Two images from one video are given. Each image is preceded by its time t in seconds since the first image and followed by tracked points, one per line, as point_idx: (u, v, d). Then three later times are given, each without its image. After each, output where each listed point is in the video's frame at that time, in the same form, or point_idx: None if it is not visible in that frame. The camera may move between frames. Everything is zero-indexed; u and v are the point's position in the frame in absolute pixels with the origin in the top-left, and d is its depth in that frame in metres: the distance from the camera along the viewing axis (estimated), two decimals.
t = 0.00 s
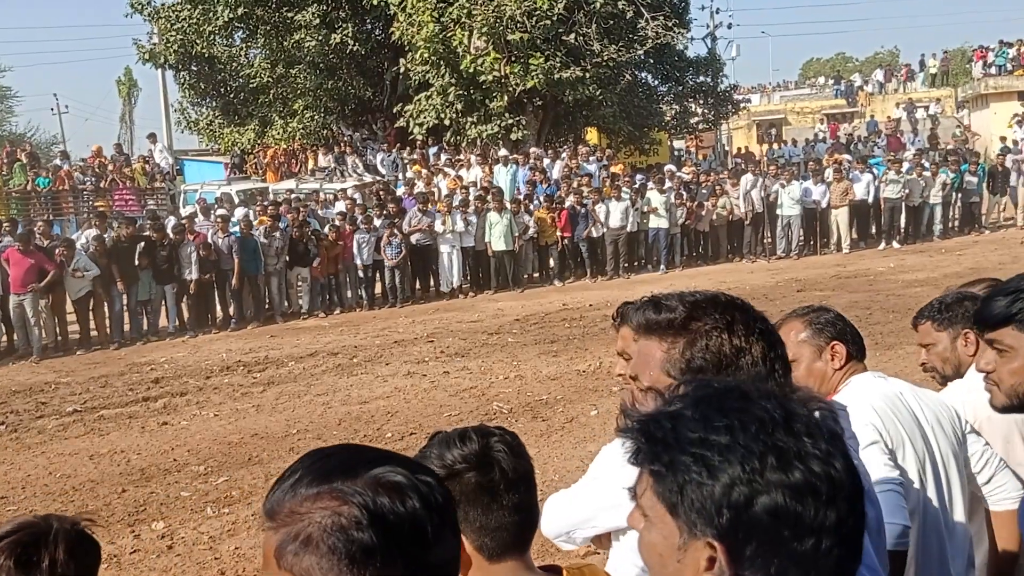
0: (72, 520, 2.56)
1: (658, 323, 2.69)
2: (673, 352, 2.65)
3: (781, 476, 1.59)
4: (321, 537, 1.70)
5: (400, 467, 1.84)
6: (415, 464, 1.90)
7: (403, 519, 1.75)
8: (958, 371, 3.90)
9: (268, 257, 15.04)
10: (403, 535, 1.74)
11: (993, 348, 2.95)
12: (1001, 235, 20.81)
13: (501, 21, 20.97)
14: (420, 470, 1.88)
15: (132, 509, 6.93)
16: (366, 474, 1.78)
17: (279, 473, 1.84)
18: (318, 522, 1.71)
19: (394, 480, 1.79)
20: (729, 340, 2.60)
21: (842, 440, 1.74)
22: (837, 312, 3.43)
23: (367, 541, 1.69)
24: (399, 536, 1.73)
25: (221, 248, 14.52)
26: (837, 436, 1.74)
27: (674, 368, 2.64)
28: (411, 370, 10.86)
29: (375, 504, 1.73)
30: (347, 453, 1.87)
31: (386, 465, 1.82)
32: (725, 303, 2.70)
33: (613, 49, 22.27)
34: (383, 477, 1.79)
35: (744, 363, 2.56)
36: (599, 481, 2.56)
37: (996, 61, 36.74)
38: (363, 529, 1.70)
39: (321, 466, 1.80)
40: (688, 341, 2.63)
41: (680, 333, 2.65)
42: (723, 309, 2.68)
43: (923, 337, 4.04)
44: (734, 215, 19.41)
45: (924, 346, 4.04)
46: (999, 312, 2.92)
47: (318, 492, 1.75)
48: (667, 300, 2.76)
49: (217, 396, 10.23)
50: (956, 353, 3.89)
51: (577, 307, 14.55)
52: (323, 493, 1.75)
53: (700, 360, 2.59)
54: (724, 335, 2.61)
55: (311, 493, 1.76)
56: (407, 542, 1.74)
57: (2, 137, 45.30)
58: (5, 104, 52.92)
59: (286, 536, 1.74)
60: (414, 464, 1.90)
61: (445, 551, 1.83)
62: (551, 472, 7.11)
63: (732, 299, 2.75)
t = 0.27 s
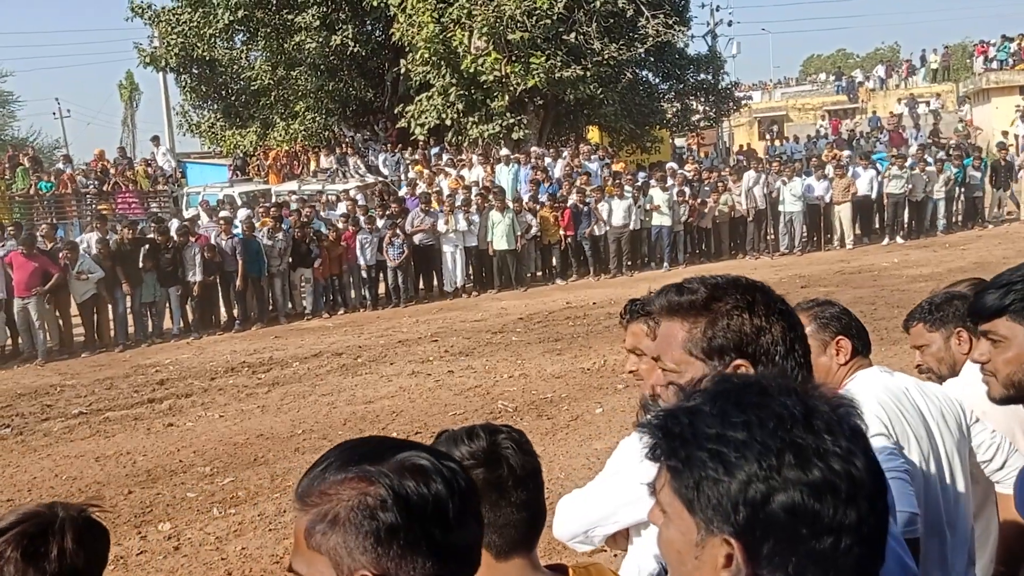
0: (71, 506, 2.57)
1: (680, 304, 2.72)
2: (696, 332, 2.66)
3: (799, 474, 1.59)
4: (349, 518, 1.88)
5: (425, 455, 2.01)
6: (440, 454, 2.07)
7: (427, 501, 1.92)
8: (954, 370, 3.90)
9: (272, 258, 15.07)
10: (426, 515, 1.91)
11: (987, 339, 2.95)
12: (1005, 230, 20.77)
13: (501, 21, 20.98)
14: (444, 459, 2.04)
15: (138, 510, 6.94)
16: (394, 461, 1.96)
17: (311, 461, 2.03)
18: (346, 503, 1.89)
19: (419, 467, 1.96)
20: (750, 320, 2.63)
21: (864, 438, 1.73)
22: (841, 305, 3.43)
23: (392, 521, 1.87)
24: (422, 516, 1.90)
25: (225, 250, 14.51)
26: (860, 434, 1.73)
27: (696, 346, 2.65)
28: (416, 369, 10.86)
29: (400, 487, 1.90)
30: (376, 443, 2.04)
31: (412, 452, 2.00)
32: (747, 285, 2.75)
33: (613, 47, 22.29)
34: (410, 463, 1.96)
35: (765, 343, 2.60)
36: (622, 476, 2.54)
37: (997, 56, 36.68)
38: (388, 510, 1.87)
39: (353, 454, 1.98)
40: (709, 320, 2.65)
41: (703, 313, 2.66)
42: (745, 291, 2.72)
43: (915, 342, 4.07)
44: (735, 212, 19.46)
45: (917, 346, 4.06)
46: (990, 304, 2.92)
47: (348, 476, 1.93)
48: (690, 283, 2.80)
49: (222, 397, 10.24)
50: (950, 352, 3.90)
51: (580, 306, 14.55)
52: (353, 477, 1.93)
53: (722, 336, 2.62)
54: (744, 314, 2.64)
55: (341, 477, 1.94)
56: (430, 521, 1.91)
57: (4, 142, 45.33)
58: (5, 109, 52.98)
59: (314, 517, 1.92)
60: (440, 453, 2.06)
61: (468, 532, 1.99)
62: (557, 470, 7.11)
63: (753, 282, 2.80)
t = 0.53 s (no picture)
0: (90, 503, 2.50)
1: (698, 294, 2.73)
2: (709, 321, 2.66)
3: (832, 474, 1.57)
4: (368, 515, 1.86)
5: (436, 451, 2.02)
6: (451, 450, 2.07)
7: (446, 493, 1.92)
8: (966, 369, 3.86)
9: (279, 260, 15.09)
10: (444, 506, 1.91)
11: (979, 327, 3.18)
12: (1015, 227, 20.65)
13: (506, 22, 20.99)
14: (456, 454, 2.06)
15: (148, 514, 6.94)
16: (407, 457, 1.96)
17: (320, 461, 2.01)
18: (364, 501, 1.87)
19: (435, 461, 1.97)
20: (759, 309, 2.61)
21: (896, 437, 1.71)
22: (853, 302, 3.39)
23: (413, 515, 1.86)
24: (443, 507, 1.91)
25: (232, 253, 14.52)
26: (890, 432, 1.71)
27: (710, 335, 2.63)
28: (423, 371, 10.86)
29: (417, 482, 1.90)
30: (384, 439, 2.04)
31: (424, 449, 2.00)
32: (758, 274, 2.73)
33: (618, 46, 22.27)
34: (424, 459, 1.97)
35: (776, 332, 2.57)
36: (644, 478, 2.50)
37: (1005, 52, 36.51)
38: (409, 503, 1.87)
39: (363, 452, 1.97)
40: (721, 309, 2.65)
41: (715, 302, 2.68)
42: (755, 280, 2.71)
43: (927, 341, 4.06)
44: (743, 211, 19.39)
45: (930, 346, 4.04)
46: (981, 294, 3.16)
47: (364, 474, 1.92)
48: (707, 273, 2.81)
49: (231, 400, 10.25)
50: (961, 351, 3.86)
51: (588, 306, 14.52)
52: (368, 474, 1.91)
53: (731, 325, 2.60)
54: (754, 303, 2.62)
55: (355, 474, 1.92)
56: (449, 514, 1.92)
57: (11, 147, 45.51)
58: (12, 114, 53.13)
59: (330, 516, 1.90)
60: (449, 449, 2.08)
61: (484, 524, 2.01)
62: (566, 471, 7.09)
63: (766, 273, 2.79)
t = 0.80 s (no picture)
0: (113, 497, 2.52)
1: (716, 289, 2.76)
2: (726, 315, 2.67)
3: (910, 465, 1.55)
4: (386, 514, 1.86)
5: (450, 450, 2.01)
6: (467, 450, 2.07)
7: (462, 494, 1.93)
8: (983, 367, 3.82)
9: (294, 260, 15.16)
10: (462, 505, 1.92)
11: (972, 317, 3.19)
12: None
13: (519, 21, 21.00)
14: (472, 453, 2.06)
15: (164, 511, 6.99)
16: (421, 456, 1.95)
17: (332, 459, 2.01)
18: (382, 501, 1.87)
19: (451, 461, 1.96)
20: (774, 304, 2.61)
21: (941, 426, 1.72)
22: (877, 297, 3.38)
23: (431, 514, 1.86)
24: (461, 507, 1.91)
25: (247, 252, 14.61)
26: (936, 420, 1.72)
27: (730, 329, 2.64)
28: (436, 371, 10.87)
29: (434, 481, 1.90)
30: (398, 437, 2.03)
31: (439, 449, 1.99)
32: (771, 269, 2.73)
33: (631, 46, 22.23)
34: (439, 458, 1.96)
35: (790, 324, 2.57)
36: (659, 478, 2.48)
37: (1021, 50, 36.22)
38: (427, 503, 1.87)
39: (376, 451, 1.96)
40: (738, 304, 2.66)
41: (732, 297, 2.69)
42: (771, 273, 2.71)
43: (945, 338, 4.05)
44: (758, 211, 19.31)
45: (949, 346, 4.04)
46: (973, 286, 3.18)
47: (378, 472, 1.91)
48: (725, 269, 2.83)
49: (245, 399, 10.29)
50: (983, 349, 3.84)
51: (601, 306, 14.50)
52: (384, 474, 1.91)
53: (747, 319, 2.61)
54: (769, 298, 2.63)
55: (370, 473, 1.92)
56: (465, 513, 1.92)
57: (27, 148, 45.85)
58: (29, 116, 53.59)
59: (344, 516, 1.90)
60: (463, 448, 2.07)
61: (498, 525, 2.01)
62: (579, 471, 7.08)
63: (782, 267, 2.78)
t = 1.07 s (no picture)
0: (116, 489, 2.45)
1: (729, 283, 2.74)
2: (738, 309, 2.66)
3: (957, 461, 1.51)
4: (382, 531, 1.68)
5: (445, 459, 1.86)
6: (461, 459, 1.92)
7: (461, 507, 1.79)
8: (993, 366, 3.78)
9: (305, 258, 15.19)
10: (460, 521, 1.79)
11: (972, 306, 3.14)
12: None
13: (530, 18, 20.96)
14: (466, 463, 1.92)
15: (174, 508, 7.00)
16: (418, 468, 1.80)
17: (318, 468, 1.83)
18: (377, 513, 1.70)
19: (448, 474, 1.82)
20: (786, 298, 2.59)
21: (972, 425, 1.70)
22: (895, 289, 3.33)
23: (430, 529, 1.71)
24: (457, 523, 1.77)
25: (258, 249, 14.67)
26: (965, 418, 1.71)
27: (744, 322, 2.62)
28: (446, 368, 10.87)
29: (434, 494, 1.75)
30: (389, 441, 1.88)
31: (435, 458, 1.84)
32: (781, 263, 2.72)
33: (643, 42, 22.16)
34: (436, 470, 1.81)
35: (802, 318, 2.54)
36: (664, 474, 2.47)
37: None
38: (426, 518, 1.71)
39: (368, 459, 1.79)
40: (749, 297, 2.64)
41: (743, 291, 2.68)
42: (782, 267, 2.69)
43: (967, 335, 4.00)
44: (770, 208, 19.22)
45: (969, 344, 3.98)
46: (971, 276, 3.13)
47: (373, 484, 1.74)
48: (736, 263, 2.82)
49: (255, 397, 10.31)
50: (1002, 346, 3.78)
51: (611, 303, 14.47)
52: (379, 485, 1.74)
53: (759, 312, 2.59)
54: (781, 291, 2.60)
55: (364, 485, 1.75)
56: (463, 528, 1.79)
57: (42, 146, 46.15)
58: (43, 115, 53.92)
59: (336, 529, 1.72)
60: (456, 455, 1.92)
61: (492, 540, 1.89)
62: (589, 468, 7.07)
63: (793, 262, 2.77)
